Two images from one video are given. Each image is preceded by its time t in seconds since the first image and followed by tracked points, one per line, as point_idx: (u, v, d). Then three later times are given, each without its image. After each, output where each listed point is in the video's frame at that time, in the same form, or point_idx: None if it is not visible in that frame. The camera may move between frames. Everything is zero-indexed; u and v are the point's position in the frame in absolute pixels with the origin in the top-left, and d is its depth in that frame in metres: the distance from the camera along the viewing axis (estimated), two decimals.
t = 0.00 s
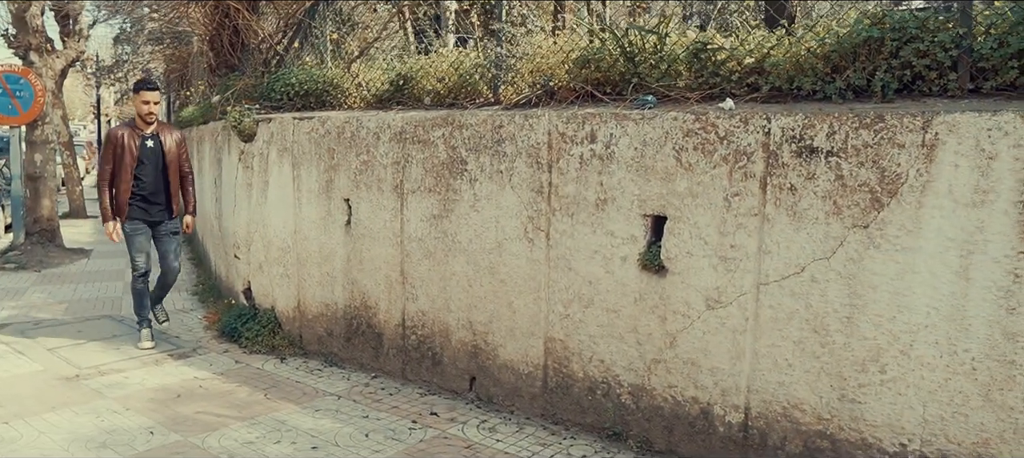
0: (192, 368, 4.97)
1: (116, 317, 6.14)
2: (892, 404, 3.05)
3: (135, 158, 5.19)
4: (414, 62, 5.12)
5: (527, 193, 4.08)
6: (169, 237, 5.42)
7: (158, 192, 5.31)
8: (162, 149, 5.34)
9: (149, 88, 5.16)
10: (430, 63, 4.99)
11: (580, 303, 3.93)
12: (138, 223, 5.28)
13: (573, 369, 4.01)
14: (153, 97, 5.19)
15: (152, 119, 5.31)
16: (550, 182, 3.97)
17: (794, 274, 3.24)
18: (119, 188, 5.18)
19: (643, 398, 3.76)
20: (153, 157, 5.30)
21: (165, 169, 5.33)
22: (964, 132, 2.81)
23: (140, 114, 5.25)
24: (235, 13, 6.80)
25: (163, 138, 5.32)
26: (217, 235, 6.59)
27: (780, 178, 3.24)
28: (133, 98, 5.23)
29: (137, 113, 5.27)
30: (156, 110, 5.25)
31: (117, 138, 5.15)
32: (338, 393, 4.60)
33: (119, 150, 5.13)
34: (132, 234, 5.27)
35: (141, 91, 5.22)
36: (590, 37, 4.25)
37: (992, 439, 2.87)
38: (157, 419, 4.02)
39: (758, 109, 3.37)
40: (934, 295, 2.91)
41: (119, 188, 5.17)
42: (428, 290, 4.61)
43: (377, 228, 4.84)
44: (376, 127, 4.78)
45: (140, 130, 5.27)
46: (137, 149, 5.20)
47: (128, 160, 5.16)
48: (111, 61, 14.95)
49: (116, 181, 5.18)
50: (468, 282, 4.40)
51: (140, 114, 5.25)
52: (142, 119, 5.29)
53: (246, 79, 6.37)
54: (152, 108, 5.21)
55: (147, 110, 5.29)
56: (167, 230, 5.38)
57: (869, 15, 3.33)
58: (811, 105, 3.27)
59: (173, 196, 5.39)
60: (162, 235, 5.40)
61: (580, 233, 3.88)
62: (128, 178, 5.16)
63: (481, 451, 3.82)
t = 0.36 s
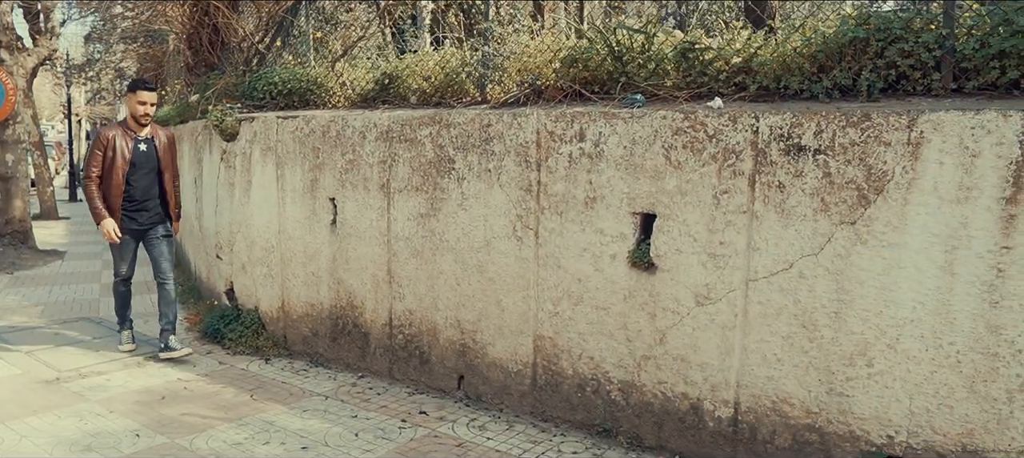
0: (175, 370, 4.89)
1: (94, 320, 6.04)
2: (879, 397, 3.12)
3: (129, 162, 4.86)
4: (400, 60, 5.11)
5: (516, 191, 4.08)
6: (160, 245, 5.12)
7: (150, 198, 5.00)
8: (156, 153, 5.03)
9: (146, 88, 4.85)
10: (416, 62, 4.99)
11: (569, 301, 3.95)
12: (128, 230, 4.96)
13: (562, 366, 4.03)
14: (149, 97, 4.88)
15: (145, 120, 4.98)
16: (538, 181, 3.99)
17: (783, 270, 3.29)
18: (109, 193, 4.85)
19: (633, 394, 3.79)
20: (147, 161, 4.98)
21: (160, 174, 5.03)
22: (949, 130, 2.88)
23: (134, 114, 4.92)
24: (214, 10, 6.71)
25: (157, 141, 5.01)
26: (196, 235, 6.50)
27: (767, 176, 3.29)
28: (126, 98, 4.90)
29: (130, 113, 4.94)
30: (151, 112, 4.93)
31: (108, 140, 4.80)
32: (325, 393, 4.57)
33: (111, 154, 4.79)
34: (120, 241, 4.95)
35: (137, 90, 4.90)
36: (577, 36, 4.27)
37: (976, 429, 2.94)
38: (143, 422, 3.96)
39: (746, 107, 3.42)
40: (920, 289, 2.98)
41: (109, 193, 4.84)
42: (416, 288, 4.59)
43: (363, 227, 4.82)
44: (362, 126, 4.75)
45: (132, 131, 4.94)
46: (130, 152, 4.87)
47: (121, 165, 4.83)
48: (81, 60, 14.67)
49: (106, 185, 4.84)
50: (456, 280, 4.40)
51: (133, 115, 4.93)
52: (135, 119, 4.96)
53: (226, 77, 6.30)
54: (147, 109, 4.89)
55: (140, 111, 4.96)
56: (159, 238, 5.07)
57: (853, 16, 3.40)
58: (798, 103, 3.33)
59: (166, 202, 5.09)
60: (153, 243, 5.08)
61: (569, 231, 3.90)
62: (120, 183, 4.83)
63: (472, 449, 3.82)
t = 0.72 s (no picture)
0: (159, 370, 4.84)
1: (75, 320, 5.95)
2: (866, 388, 3.19)
3: (134, 164, 4.67)
4: (387, 58, 5.11)
5: (506, 188, 4.10)
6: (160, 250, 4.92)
7: (154, 201, 4.81)
8: (162, 155, 4.83)
9: (157, 88, 4.66)
10: (403, 59, 4.99)
11: (559, 297, 3.99)
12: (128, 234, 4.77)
13: (553, 362, 4.06)
14: (159, 98, 4.69)
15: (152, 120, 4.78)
16: (529, 177, 4.01)
17: (772, 264, 3.35)
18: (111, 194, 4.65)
19: (624, 388, 3.83)
20: (152, 163, 4.79)
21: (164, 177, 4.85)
22: (934, 126, 2.96)
23: (141, 114, 4.72)
24: (196, 7, 6.64)
25: (163, 143, 4.82)
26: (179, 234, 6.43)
27: (756, 173, 3.35)
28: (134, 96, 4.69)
29: (137, 112, 4.74)
30: (161, 113, 4.73)
31: (114, 139, 4.60)
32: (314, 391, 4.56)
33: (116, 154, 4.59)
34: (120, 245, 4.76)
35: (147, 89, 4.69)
36: (567, 34, 4.31)
37: (959, 417, 3.03)
38: (131, 421, 3.92)
39: (735, 105, 3.48)
40: (906, 282, 3.06)
41: (112, 195, 4.64)
42: (405, 286, 4.60)
43: (352, 224, 4.81)
44: (351, 123, 4.74)
45: (138, 131, 4.74)
46: (137, 154, 4.68)
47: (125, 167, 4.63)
48: (54, 57, 14.41)
49: (108, 186, 4.64)
50: (445, 277, 4.41)
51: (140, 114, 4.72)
52: (141, 118, 4.76)
53: (209, 74, 6.24)
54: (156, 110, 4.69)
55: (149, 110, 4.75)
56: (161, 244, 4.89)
57: (838, 15, 3.48)
58: (786, 101, 3.39)
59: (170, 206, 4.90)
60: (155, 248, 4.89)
61: (560, 227, 3.93)
62: (125, 185, 4.64)
63: (465, 445, 3.84)
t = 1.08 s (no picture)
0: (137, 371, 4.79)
1: (54, 321, 5.88)
2: (848, 378, 3.29)
3: (138, 154, 4.53)
4: (372, 57, 5.11)
5: (492, 186, 4.13)
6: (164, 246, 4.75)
7: (159, 195, 4.65)
8: (167, 146, 4.69)
9: (162, 75, 4.54)
10: (388, 58, 5.00)
11: (546, 293, 4.02)
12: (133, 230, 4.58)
13: (540, 357, 4.09)
14: (164, 85, 4.56)
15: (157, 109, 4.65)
16: (516, 175, 4.04)
17: (756, 259, 3.42)
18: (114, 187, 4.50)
19: (611, 383, 3.88)
20: (156, 154, 4.65)
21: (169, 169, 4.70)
22: (912, 125, 3.06)
23: (146, 103, 4.59)
24: (176, 5, 6.59)
25: (168, 134, 4.69)
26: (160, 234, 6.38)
27: (740, 170, 3.42)
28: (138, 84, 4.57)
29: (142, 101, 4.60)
30: (166, 101, 4.60)
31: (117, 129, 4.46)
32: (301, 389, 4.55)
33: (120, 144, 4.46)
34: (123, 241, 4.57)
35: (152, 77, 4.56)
36: (552, 33, 4.35)
37: (938, 406, 3.14)
38: (117, 422, 3.90)
39: (719, 104, 3.55)
40: (886, 275, 3.15)
41: (114, 187, 4.49)
42: (392, 284, 4.61)
43: (337, 223, 4.81)
44: (336, 122, 4.75)
45: (143, 120, 4.60)
46: (140, 143, 4.54)
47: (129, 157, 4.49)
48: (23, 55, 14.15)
49: (111, 178, 4.50)
50: (432, 275, 4.43)
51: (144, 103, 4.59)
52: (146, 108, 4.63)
53: (190, 72, 6.19)
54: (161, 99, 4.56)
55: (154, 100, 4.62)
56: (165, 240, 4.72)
57: (819, 16, 3.57)
58: (769, 100, 3.46)
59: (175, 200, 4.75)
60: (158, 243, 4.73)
61: (547, 224, 3.97)
62: (128, 176, 4.49)
63: (454, 440, 3.87)
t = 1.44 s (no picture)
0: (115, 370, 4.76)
1: (29, 321, 5.80)
2: (824, 369, 3.39)
3: (141, 159, 4.27)
4: (353, 55, 5.13)
5: (474, 183, 4.17)
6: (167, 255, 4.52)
7: (163, 202, 4.40)
8: (171, 148, 4.42)
9: (166, 74, 4.24)
10: (369, 57, 5.02)
11: (528, 289, 4.08)
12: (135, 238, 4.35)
13: (523, 352, 4.14)
14: (169, 85, 4.27)
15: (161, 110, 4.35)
16: (498, 172, 4.08)
17: (735, 253, 3.51)
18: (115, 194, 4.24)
19: (593, 376, 3.94)
20: (160, 157, 4.38)
21: (174, 173, 4.43)
22: (885, 122, 3.16)
23: (148, 103, 4.30)
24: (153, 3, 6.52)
25: (173, 136, 4.41)
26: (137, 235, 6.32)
27: (720, 167, 3.50)
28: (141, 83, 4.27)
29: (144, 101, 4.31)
30: (169, 101, 4.31)
31: (118, 133, 4.18)
32: (284, 387, 4.56)
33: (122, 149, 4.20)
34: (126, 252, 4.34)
35: (155, 76, 4.25)
36: (533, 32, 4.40)
37: (911, 394, 3.25)
38: (99, 422, 3.88)
39: (699, 102, 3.63)
40: (860, 267, 3.26)
41: (116, 194, 4.24)
42: (375, 281, 4.62)
43: (320, 221, 4.82)
44: (319, 120, 4.75)
45: (146, 121, 4.32)
46: (144, 147, 4.27)
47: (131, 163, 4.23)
48: None
49: (113, 185, 4.24)
50: (415, 272, 4.46)
51: (147, 104, 4.30)
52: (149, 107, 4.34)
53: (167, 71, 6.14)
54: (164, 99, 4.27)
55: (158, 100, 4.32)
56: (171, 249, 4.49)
57: (795, 17, 3.66)
58: (747, 99, 3.55)
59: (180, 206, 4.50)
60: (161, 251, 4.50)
61: (529, 221, 4.02)
62: (130, 183, 4.23)
63: (439, 435, 3.90)
